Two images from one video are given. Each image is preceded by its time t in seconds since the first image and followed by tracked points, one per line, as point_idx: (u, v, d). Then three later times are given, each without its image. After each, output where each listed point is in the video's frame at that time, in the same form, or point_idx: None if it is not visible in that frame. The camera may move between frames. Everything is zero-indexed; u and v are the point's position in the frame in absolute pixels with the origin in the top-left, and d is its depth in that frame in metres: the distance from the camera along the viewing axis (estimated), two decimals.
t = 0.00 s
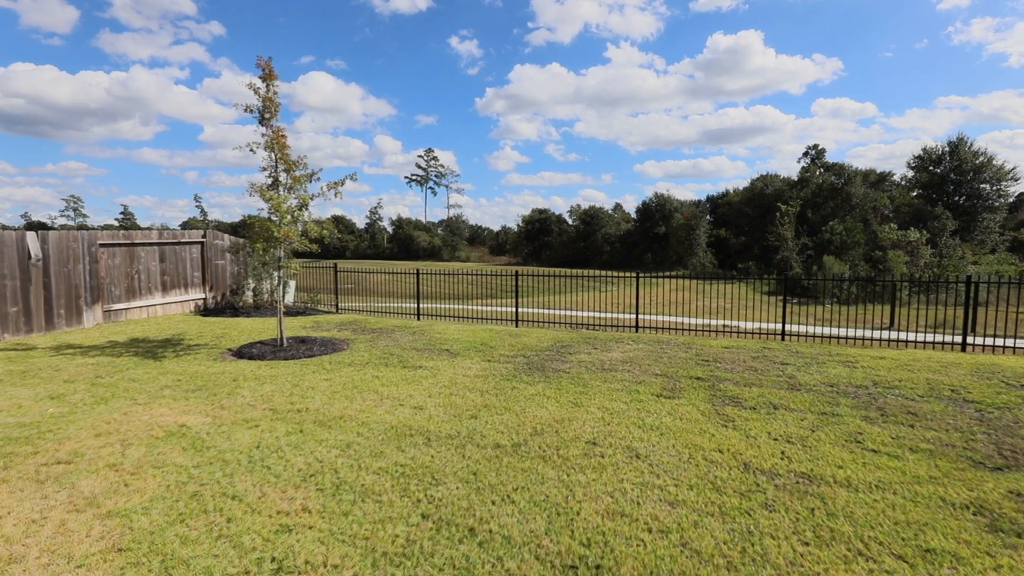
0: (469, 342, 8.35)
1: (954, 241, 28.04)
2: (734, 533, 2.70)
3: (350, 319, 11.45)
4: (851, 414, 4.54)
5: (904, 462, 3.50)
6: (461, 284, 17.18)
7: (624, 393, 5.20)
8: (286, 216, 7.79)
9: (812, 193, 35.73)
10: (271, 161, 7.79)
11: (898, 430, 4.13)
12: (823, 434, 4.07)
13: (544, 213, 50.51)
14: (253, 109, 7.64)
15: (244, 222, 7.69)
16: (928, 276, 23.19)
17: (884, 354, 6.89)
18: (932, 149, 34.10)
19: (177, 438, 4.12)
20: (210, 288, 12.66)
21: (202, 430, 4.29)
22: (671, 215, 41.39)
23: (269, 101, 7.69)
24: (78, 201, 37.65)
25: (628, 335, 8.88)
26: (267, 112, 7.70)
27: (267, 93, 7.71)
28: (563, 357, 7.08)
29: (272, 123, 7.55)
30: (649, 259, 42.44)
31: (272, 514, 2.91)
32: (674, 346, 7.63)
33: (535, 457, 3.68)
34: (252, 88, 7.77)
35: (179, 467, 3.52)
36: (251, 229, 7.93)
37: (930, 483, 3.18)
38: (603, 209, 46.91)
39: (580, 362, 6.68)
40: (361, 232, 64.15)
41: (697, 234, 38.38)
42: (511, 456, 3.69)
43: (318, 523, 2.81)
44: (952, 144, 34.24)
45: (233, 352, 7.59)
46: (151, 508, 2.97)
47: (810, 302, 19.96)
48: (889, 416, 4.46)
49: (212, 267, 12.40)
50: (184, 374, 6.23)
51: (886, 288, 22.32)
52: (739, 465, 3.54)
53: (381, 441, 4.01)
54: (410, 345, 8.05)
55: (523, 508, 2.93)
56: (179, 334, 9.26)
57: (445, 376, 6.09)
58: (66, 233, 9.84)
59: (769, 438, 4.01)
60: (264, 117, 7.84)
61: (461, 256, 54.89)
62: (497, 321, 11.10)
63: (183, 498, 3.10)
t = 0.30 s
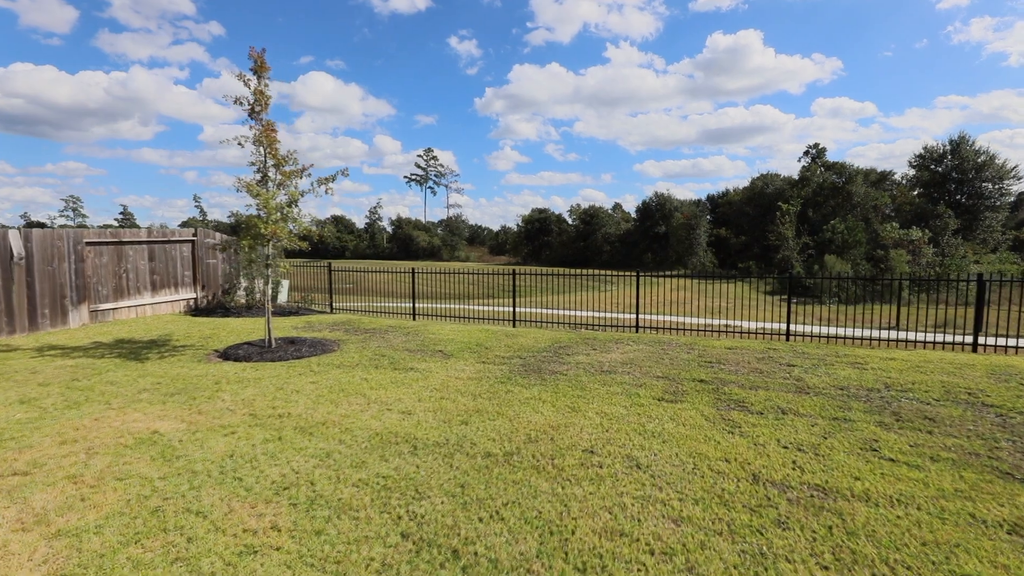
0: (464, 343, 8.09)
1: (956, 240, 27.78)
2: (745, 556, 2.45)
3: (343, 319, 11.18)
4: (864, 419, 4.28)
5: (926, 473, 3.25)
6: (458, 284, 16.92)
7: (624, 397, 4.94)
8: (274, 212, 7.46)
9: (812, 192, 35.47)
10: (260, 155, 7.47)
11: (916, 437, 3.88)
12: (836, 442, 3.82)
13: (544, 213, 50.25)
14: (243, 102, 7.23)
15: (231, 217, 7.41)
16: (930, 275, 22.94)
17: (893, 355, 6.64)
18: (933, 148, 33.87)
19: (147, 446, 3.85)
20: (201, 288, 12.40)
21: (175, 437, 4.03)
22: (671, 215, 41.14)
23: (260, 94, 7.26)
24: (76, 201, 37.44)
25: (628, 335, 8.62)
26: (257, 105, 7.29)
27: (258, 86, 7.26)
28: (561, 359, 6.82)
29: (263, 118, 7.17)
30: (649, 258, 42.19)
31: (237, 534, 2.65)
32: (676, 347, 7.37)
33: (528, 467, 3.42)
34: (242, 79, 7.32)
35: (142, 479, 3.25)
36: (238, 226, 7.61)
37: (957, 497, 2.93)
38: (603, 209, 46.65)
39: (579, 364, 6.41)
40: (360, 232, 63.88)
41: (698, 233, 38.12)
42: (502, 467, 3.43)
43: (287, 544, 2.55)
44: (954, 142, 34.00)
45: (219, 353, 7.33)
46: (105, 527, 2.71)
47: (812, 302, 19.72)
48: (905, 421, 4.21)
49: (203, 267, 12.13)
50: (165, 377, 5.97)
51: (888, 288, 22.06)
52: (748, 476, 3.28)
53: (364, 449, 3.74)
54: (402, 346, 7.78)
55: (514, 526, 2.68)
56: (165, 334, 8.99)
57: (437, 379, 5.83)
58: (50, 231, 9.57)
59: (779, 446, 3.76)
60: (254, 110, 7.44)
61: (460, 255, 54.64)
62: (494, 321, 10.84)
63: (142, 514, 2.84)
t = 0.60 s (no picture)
0: (457, 344, 7.83)
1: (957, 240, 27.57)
2: None
3: (335, 320, 10.91)
4: (878, 427, 4.02)
5: (950, 488, 2.99)
6: (454, 284, 16.66)
7: (622, 403, 4.67)
8: (259, 209, 7.19)
9: (812, 191, 35.22)
10: (244, 150, 7.18)
11: (936, 447, 3.62)
12: (850, 453, 3.55)
13: (542, 212, 49.97)
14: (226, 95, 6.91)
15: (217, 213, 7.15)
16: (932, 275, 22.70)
17: (902, 357, 6.39)
18: (934, 147, 33.62)
19: (110, 457, 3.57)
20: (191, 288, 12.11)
21: (141, 448, 3.75)
22: (670, 214, 40.89)
23: (243, 87, 6.94)
24: (72, 201, 37.18)
25: (627, 337, 8.36)
26: (241, 98, 6.97)
27: (241, 78, 6.94)
28: (557, 362, 6.55)
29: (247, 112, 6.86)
30: (648, 258, 41.95)
31: (192, 562, 2.38)
32: (676, 349, 7.10)
33: (519, 483, 3.15)
34: (225, 71, 6.99)
35: (97, 496, 2.98)
36: (221, 223, 7.32)
37: (990, 517, 2.66)
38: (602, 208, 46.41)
39: (575, 367, 6.14)
40: (358, 232, 63.57)
41: (697, 233, 37.87)
42: (490, 482, 3.17)
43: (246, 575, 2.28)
44: (954, 141, 33.77)
45: (202, 356, 7.05)
46: (46, 553, 2.43)
47: (813, 302, 19.49)
48: (921, 430, 3.95)
49: (191, 267, 11.83)
50: (142, 381, 5.69)
51: (888, 288, 21.86)
52: (758, 493, 3.02)
53: (343, 462, 3.48)
54: (392, 348, 7.51)
55: (500, 553, 2.41)
56: (149, 336, 8.71)
57: (426, 383, 5.57)
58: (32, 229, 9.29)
59: (789, 458, 3.50)
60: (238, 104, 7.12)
61: (459, 255, 54.40)
62: (490, 322, 10.58)
63: (89, 538, 2.56)
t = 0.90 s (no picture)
0: (450, 347, 7.55)
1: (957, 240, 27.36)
2: None
3: (326, 321, 10.62)
4: (897, 440, 3.74)
5: (984, 513, 2.71)
6: (450, 285, 16.39)
7: (622, 413, 4.39)
8: (243, 207, 6.89)
9: (812, 191, 34.98)
10: (228, 145, 6.89)
11: (962, 464, 3.34)
12: (869, 469, 3.28)
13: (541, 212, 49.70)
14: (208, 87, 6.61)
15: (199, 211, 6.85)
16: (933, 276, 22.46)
17: (913, 362, 6.11)
18: (934, 146, 33.39)
19: (64, 475, 3.27)
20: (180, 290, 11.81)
21: (100, 463, 3.46)
22: (669, 214, 40.65)
23: (226, 79, 6.65)
24: (70, 200, 37.05)
25: (626, 339, 8.08)
26: (224, 92, 6.68)
27: (224, 71, 6.65)
28: (553, 367, 6.26)
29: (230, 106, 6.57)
30: (648, 258, 41.71)
31: None
32: (678, 353, 6.82)
33: (509, 506, 2.87)
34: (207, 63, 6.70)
35: (40, 521, 2.69)
36: (204, 221, 7.02)
37: None
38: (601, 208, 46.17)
39: (572, 373, 5.85)
40: (356, 232, 63.26)
41: (697, 233, 37.64)
42: (478, 504, 2.89)
43: None
44: (954, 141, 33.54)
45: (183, 360, 6.75)
46: None
47: (814, 303, 19.23)
48: (943, 443, 3.67)
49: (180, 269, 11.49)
50: (115, 388, 5.39)
51: (889, 288, 21.63)
52: (772, 517, 2.74)
53: (318, 480, 3.19)
54: (382, 352, 7.22)
55: None
56: (132, 338, 8.41)
57: (415, 389, 5.28)
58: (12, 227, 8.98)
59: (804, 476, 3.23)
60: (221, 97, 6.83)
61: (457, 255, 54.14)
62: (485, 324, 10.30)
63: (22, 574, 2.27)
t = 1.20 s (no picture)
0: (445, 352, 7.24)
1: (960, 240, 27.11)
2: None
3: (319, 324, 10.31)
4: (926, 457, 3.44)
5: None
6: (448, 285, 16.08)
7: (625, 426, 4.09)
8: (227, 205, 6.58)
9: (813, 190, 34.66)
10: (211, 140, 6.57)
11: (1003, 486, 3.03)
12: (900, 492, 2.98)
13: (541, 212, 49.36)
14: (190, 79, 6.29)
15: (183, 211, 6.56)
16: (937, 276, 22.18)
17: (930, 369, 5.82)
18: (937, 146, 33.03)
19: (12, 498, 2.96)
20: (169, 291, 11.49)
21: (53, 484, 3.14)
22: (669, 214, 40.35)
23: (209, 70, 6.33)
24: (68, 199, 36.86)
25: (628, 343, 7.77)
26: (207, 83, 6.35)
27: (207, 61, 6.33)
28: (552, 373, 5.95)
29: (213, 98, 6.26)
30: (648, 258, 41.41)
31: None
32: (683, 358, 6.51)
33: (502, 537, 2.56)
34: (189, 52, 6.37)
35: None
36: (187, 219, 6.70)
37: None
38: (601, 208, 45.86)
39: (572, 380, 5.54)
40: (355, 231, 62.92)
41: (697, 233, 37.34)
42: (467, 536, 2.58)
43: None
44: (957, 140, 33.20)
45: (164, 365, 6.45)
46: None
47: (817, 303, 18.94)
48: (978, 461, 3.36)
49: (169, 269, 11.13)
50: (87, 396, 5.07)
51: (892, 288, 21.37)
52: (797, 553, 2.44)
53: (291, 506, 2.88)
54: (374, 357, 6.92)
55: None
56: (115, 341, 8.10)
57: (406, 398, 4.97)
58: None
59: (829, 501, 2.92)
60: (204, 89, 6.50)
61: (457, 255, 53.84)
62: (482, 327, 10.00)
63: None
